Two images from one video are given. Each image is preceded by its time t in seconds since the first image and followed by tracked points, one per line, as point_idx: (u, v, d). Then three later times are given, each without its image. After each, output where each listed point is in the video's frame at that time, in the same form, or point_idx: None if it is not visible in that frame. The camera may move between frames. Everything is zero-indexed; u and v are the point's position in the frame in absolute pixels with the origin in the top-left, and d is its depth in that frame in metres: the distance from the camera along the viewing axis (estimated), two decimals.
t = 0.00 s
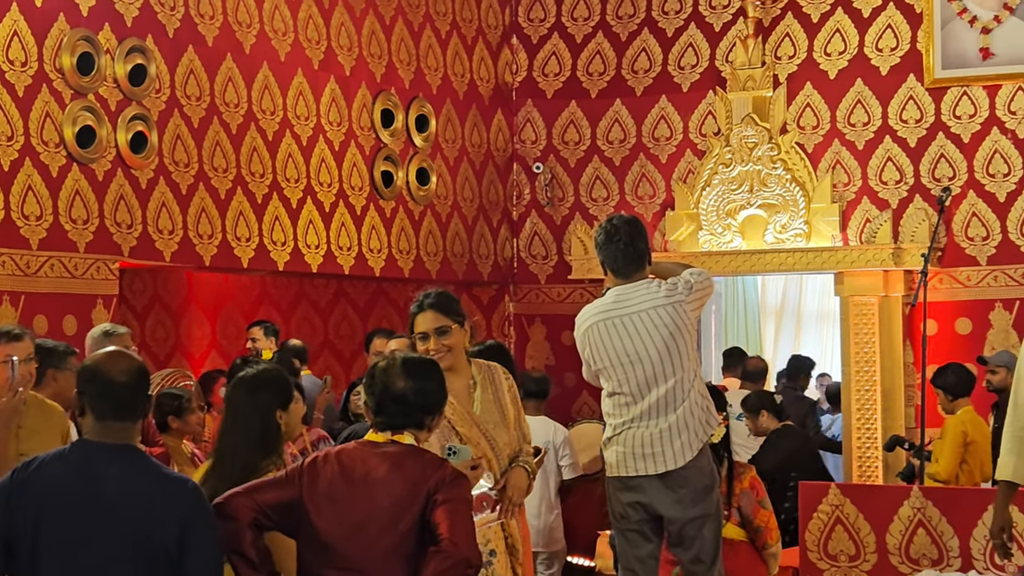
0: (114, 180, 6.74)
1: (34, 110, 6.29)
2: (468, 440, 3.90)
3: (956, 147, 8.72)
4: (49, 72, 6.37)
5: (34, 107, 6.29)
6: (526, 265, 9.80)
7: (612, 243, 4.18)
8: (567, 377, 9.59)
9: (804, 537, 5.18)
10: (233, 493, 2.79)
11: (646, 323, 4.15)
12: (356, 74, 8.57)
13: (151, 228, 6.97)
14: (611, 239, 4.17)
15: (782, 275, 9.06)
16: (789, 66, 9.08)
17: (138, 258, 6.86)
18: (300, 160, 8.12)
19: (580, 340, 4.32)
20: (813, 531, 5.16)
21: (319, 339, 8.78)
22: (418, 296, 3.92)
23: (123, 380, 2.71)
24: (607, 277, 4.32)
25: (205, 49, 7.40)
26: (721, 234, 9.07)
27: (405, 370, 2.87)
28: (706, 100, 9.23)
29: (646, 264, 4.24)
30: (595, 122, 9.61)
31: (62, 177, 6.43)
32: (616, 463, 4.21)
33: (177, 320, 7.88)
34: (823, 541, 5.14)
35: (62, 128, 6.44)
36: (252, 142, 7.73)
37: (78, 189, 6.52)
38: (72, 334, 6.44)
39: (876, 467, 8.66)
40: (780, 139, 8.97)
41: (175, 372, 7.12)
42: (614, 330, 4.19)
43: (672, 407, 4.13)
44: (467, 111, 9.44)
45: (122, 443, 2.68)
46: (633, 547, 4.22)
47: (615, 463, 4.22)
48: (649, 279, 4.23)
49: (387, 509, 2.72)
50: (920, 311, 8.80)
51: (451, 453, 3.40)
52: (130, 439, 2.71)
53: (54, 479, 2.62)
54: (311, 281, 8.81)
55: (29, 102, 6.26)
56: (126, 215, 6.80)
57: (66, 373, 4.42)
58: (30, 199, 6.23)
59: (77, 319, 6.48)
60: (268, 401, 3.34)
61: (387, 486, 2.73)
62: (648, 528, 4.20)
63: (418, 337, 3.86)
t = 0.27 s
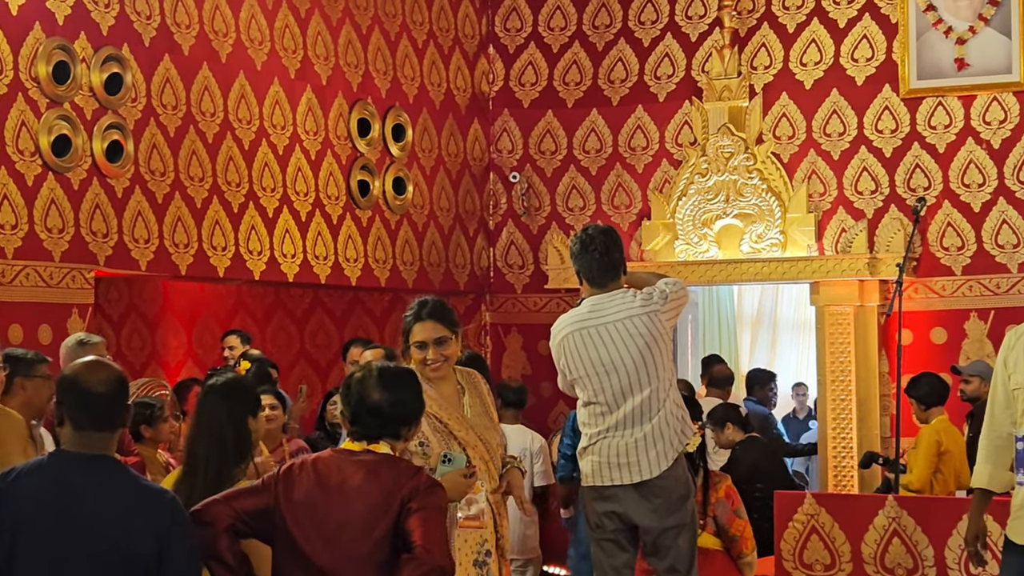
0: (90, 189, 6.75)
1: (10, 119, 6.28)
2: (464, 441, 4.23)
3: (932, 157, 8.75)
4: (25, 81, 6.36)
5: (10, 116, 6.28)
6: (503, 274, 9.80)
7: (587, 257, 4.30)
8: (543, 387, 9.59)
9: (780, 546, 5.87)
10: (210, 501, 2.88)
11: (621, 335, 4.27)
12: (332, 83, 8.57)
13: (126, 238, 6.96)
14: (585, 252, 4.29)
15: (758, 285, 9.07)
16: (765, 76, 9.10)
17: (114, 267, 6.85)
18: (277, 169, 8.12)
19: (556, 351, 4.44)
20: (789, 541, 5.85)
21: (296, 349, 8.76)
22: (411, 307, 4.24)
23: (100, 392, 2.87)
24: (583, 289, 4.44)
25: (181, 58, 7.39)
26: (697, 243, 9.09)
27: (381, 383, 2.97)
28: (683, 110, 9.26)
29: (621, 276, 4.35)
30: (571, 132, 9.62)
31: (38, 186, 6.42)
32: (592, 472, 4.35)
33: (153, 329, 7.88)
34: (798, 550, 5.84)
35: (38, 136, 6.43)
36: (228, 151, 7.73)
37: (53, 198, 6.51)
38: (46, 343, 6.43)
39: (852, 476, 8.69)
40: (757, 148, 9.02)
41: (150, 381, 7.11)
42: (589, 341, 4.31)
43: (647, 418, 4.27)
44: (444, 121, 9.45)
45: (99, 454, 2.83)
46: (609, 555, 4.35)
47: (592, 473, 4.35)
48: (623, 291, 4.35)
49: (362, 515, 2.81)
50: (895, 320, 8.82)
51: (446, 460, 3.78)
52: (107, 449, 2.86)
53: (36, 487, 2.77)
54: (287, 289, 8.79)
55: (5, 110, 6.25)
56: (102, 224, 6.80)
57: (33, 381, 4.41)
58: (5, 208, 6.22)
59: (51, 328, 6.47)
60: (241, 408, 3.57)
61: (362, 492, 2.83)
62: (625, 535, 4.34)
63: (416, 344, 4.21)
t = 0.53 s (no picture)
0: (65, 199, 6.74)
1: None
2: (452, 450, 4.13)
3: (906, 169, 8.79)
4: None
5: None
6: (478, 284, 9.80)
7: (561, 266, 4.25)
8: (518, 397, 9.57)
9: (754, 557, 5.88)
10: (187, 511, 3.00)
11: (596, 344, 4.21)
12: (308, 93, 8.57)
13: (101, 248, 6.95)
14: (560, 262, 4.24)
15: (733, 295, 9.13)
16: (740, 87, 9.12)
17: (88, 277, 6.84)
18: (252, 179, 8.12)
19: (529, 361, 4.37)
20: (763, 551, 5.87)
21: (270, 360, 8.76)
22: (398, 318, 4.23)
23: (80, 403, 2.87)
24: (556, 298, 4.39)
25: (157, 67, 7.39)
26: (673, 254, 9.13)
27: (356, 395, 3.04)
28: (658, 121, 9.28)
29: (596, 285, 4.30)
30: (547, 143, 9.62)
31: (12, 196, 6.39)
32: (566, 482, 4.28)
33: (127, 340, 7.86)
34: (773, 561, 5.85)
35: (11, 146, 6.41)
36: (203, 162, 7.72)
37: (27, 208, 6.49)
38: (19, 354, 6.42)
39: (826, 487, 8.71)
40: (732, 159, 9.04)
41: (126, 391, 7.09)
42: (563, 351, 4.25)
43: (623, 428, 4.21)
44: (419, 131, 9.45)
45: (75, 465, 2.83)
46: (583, 565, 4.30)
47: (565, 484, 4.28)
48: (598, 301, 4.29)
49: (333, 526, 2.92)
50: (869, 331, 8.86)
51: (446, 463, 4.00)
52: (82, 461, 2.85)
53: (10, 499, 2.75)
54: (262, 300, 8.78)
55: None
56: (76, 234, 6.79)
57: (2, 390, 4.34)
58: None
59: (25, 338, 6.46)
60: (213, 418, 3.58)
61: (335, 503, 2.93)
62: (598, 546, 4.29)
63: (405, 352, 4.17)
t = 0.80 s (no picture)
0: (36, 210, 6.71)
1: None
2: (427, 454, 4.37)
3: (877, 182, 8.82)
4: None
5: None
6: (450, 296, 9.79)
7: (532, 279, 4.38)
8: (490, 410, 9.56)
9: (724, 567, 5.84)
10: (161, 529, 3.03)
11: (566, 357, 4.33)
12: (280, 105, 8.57)
13: (72, 259, 6.93)
14: (531, 275, 4.37)
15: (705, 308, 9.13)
16: (712, 100, 9.14)
17: (59, 288, 6.81)
18: (224, 191, 8.10)
19: (502, 375, 4.49)
20: (734, 562, 5.82)
21: (242, 371, 8.74)
22: (385, 327, 4.53)
23: (43, 414, 2.88)
24: (529, 312, 4.52)
25: (129, 78, 7.37)
26: (644, 266, 9.11)
27: (325, 406, 3.12)
28: (630, 134, 9.29)
29: (566, 298, 4.43)
30: (519, 155, 9.63)
31: None
32: (537, 495, 4.37)
33: (99, 351, 7.81)
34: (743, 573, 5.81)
35: None
36: (175, 173, 7.71)
37: None
38: None
39: (797, 499, 8.72)
40: (703, 172, 9.06)
41: (95, 404, 7.05)
42: (534, 363, 4.36)
43: (593, 439, 4.31)
44: (392, 143, 9.46)
45: (40, 477, 2.85)
46: None
47: (537, 496, 4.38)
48: (569, 314, 4.42)
49: (303, 536, 2.97)
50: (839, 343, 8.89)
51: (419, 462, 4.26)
52: (45, 473, 2.87)
53: None
54: (234, 311, 8.77)
55: None
56: (48, 245, 6.76)
57: None
58: None
59: None
60: (182, 428, 3.78)
61: (303, 516, 2.98)
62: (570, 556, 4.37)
63: (388, 357, 4.42)
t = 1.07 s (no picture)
0: (4, 222, 6.69)
1: None
2: (395, 469, 4.33)
3: (846, 195, 8.85)
4: None
5: None
6: (421, 308, 9.79)
7: (503, 289, 4.25)
8: (460, 422, 9.56)
9: None
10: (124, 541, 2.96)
11: (536, 368, 4.20)
12: (251, 117, 8.56)
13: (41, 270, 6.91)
14: (502, 285, 4.24)
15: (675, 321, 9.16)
16: (682, 113, 9.16)
17: (28, 300, 6.80)
18: (194, 203, 8.09)
19: (472, 387, 4.35)
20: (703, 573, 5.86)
21: (212, 384, 8.72)
22: (374, 341, 4.46)
23: None
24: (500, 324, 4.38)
25: (99, 90, 7.36)
26: (615, 279, 9.13)
27: (291, 418, 3.13)
28: (601, 147, 9.32)
29: (537, 309, 4.30)
30: (490, 167, 9.64)
31: None
32: (507, 509, 4.23)
33: (68, 363, 7.81)
34: None
35: None
36: (145, 185, 7.70)
37: None
38: None
39: (767, 512, 8.69)
40: (673, 185, 9.08)
41: (62, 416, 7.00)
42: (503, 375, 4.23)
43: (563, 452, 4.18)
44: (362, 155, 9.47)
45: None
46: None
47: (506, 510, 4.24)
48: (540, 325, 4.29)
49: (270, 549, 2.95)
50: (808, 356, 8.87)
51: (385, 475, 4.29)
52: None
53: None
54: (203, 323, 8.75)
55: None
56: (16, 256, 6.75)
57: None
58: None
59: None
60: (148, 443, 3.74)
61: (270, 526, 2.97)
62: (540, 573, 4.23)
63: (369, 370, 4.35)
